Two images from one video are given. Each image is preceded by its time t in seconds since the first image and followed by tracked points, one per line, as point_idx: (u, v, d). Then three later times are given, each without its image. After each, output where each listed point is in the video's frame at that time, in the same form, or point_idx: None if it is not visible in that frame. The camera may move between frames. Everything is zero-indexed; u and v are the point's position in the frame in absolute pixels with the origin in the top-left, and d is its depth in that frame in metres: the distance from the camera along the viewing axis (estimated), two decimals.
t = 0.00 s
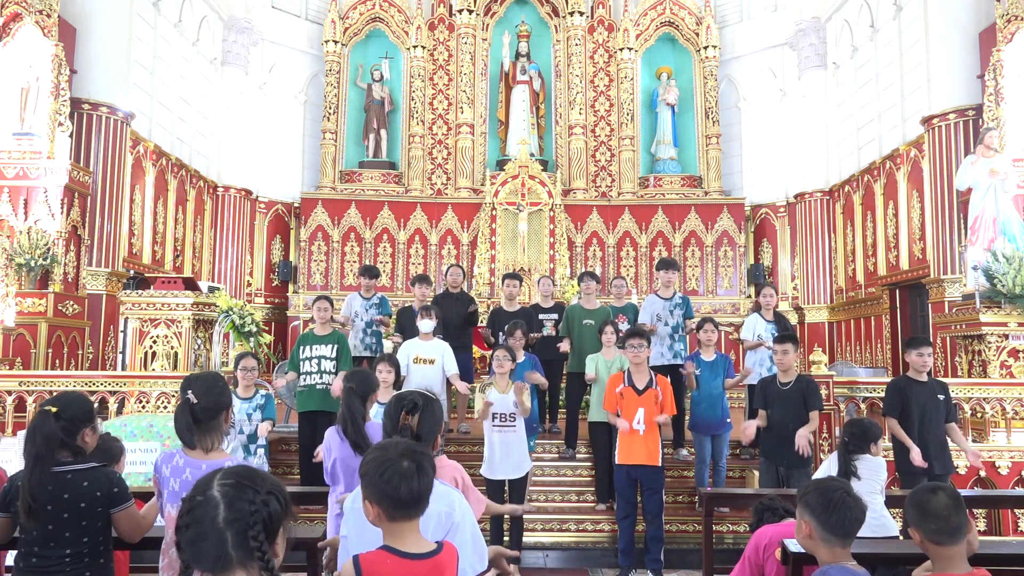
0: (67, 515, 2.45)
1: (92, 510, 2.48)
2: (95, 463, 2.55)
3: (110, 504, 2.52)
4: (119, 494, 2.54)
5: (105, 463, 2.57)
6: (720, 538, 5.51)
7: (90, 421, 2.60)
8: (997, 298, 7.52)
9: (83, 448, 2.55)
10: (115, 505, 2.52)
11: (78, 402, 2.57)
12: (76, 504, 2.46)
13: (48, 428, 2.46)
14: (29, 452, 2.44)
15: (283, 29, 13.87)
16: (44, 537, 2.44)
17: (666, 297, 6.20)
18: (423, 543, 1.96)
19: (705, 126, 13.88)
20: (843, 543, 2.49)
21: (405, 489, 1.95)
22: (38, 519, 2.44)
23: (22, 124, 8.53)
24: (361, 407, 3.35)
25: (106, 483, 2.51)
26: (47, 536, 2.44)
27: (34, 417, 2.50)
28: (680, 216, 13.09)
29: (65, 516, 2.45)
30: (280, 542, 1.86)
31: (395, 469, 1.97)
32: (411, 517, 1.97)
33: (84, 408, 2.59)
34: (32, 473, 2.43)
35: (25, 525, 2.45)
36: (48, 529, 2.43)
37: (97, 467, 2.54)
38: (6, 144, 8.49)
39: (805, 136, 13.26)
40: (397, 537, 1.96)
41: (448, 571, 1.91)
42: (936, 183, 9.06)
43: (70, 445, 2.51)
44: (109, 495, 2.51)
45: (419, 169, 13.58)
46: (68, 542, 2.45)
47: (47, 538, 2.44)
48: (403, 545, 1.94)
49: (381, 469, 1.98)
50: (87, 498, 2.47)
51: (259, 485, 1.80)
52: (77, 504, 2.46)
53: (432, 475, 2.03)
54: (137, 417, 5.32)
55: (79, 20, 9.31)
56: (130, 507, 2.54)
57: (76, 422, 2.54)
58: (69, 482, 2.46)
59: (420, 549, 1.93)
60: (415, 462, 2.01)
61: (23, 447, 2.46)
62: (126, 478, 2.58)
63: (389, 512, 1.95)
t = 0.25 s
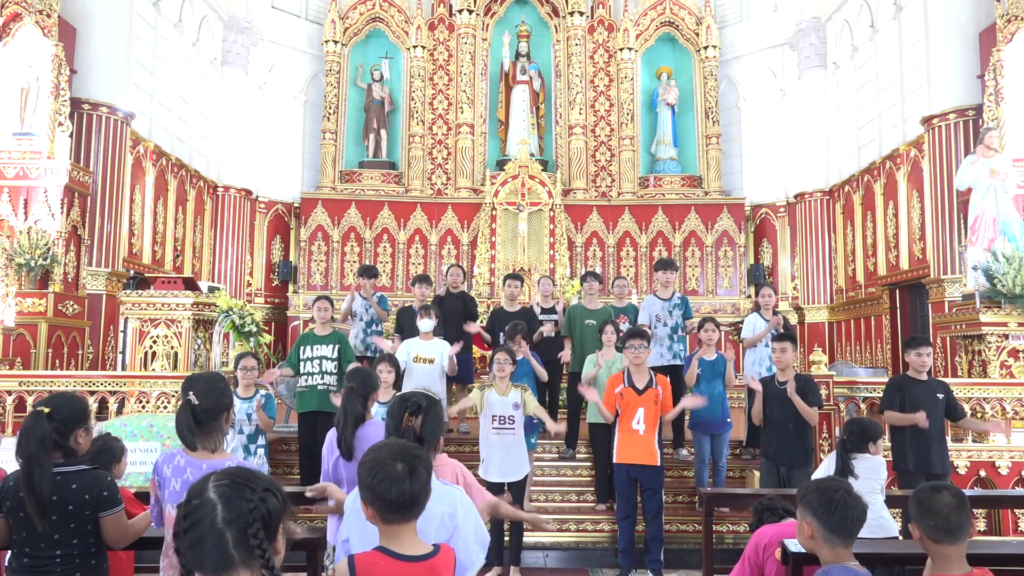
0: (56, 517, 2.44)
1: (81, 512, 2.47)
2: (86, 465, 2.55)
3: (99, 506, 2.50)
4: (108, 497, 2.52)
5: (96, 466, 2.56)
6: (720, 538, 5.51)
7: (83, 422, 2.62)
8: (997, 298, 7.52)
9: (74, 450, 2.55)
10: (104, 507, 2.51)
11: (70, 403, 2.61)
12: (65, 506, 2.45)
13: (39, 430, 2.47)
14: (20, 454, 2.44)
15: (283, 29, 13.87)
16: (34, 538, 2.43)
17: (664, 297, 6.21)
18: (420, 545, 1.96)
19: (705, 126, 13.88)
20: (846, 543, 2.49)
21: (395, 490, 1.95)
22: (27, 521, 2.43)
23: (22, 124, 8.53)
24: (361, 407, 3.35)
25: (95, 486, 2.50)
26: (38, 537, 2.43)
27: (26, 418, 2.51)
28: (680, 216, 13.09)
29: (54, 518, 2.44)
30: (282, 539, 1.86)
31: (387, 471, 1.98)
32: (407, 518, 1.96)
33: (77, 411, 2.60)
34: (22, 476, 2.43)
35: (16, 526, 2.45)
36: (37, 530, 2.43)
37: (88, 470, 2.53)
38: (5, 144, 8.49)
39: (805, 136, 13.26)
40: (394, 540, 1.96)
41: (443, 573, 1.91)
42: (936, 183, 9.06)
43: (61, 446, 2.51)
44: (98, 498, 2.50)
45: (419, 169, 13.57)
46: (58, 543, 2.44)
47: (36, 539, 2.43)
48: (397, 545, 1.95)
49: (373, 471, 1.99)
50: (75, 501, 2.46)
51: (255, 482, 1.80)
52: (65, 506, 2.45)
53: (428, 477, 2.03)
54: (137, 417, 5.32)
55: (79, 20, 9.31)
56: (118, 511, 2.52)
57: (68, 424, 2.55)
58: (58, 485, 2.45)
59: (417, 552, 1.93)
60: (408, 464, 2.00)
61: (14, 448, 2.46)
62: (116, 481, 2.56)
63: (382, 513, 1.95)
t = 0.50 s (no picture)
0: (49, 518, 2.44)
1: (74, 513, 2.47)
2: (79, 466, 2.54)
3: (92, 507, 2.50)
4: (102, 498, 2.52)
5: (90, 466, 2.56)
6: (719, 538, 5.51)
7: (78, 422, 2.61)
8: (997, 298, 7.52)
9: (67, 450, 2.54)
10: (96, 508, 2.50)
11: (64, 404, 2.59)
12: (57, 506, 2.45)
13: (32, 430, 2.47)
14: (14, 454, 2.44)
15: (283, 29, 13.87)
16: (28, 538, 2.44)
17: (664, 298, 6.22)
18: (416, 546, 1.96)
19: (705, 127, 13.88)
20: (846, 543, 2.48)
21: (389, 491, 1.94)
22: (21, 520, 2.43)
23: (22, 124, 8.53)
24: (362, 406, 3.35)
25: (87, 486, 2.50)
26: (31, 537, 2.44)
27: (20, 418, 2.51)
28: (680, 216, 13.09)
29: (46, 518, 2.44)
30: (280, 543, 1.86)
31: (381, 473, 1.97)
32: (403, 520, 1.96)
33: (72, 411, 2.60)
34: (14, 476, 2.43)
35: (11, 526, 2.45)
36: (31, 531, 2.43)
37: (81, 470, 2.53)
38: (6, 144, 8.49)
39: (805, 136, 13.26)
40: (389, 541, 1.96)
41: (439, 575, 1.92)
42: (936, 183, 9.06)
43: (55, 447, 2.51)
44: (91, 499, 2.50)
45: (419, 169, 13.58)
46: (51, 544, 2.44)
47: (30, 540, 2.44)
48: (392, 545, 1.95)
49: (368, 473, 1.98)
50: (68, 502, 2.46)
51: (256, 486, 1.79)
52: (57, 507, 2.45)
53: (424, 480, 2.02)
54: (137, 417, 5.32)
55: (79, 21, 9.31)
56: (112, 511, 2.52)
57: (62, 425, 2.55)
58: (50, 485, 2.45)
59: (413, 554, 1.94)
60: (402, 467, 1.98)
61: (8, 448, 2.46)
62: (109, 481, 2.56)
63: (376, 514, 1.95)
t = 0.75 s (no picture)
0: (45, 518, 2.44)
1: (70, 514, 2.47)
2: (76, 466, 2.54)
3: (89, 507, 2.49)
4: (101, 498, 2.52)
5: (86, 467, 2.56)
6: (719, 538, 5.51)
7: (73, 422, 2.61)
8: (997, 298, 7.52)
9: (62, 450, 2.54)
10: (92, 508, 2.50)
11: (59, 404, 2.59)
12: (52, 507, 2.45)
13: (26, 431, 2.47)
14: (9, 454, 2.45)
15: (283, 29, 13.87)
16: (24, 539, 2.44)
17: (665, 298, 6.22)
18: (414, 546, 1.96)
19: (705, 127, 13.88)
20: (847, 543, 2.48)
21: (386, 492, 1.94)
22: (17, 521, 2.44)
23: (22, 124, 8.53)
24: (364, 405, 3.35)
25: (83, 487, 2.49)
26: (28, 538, 2.44)
27: (15, 418, 2.52)
28: (680, 216, 13.09)
29: (42, 519, 2.44)
30: (276, 543, 1.86)
31: (378, 475, 1.97)
32: (401, 521, 1.95)
33: (67, 412, 2.60)
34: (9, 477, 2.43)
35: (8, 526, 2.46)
36: (28, 531, 2.44)
37: (77, 471, 2.53)
38: (6, 144, 8.49)
39: (805, 136, 13.26)
40: (387, 540, 1.95)
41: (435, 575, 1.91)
42: (936, 183, 9.06)
43: (49, 448, 2.51)
44: (87, 499, 2.49)
45: (419, 169, 13.58)
46: (47, 544, 2.45)
47: (27, 541, 2.44)
48: (392, 544, 1.95)
49: (365, 475, 1.99)
50: (63, 503, 2.46)
51: (252, 486, 1.79)
52: (53, 508, 2.45)
53: (422, 483, 2.01)
54: (137, 417, 5.32)
55: (79, 21, 9.31)
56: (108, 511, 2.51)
57: (56, 425, 2.54)
58: (45, 486, 2.45)
59: (411, 554, 1.93)
60: (400, 469, 1.98)
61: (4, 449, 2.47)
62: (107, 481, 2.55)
63: (374, 515, 1.95)
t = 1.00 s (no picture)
0: (42, 519, 2.44)
1: (68, 515, 2.46)
2: (74, 467, 2.54)
3: (87, 508, 2.49)
4: (100, 499, 2.52)
5: (84, 468, 2.56)
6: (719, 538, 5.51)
7: (71, 423, 2.60)
8: (997, 298, 7.52)
9: (60, 452, 2.53)
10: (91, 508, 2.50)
11: (58, 404, 2.59)
12: (50, 508, 2.44)
13: (24, 432, 2.47)
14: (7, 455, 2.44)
15: (283, 29, 13.87)
16: (24, 541, 2.44)
17: (668, 298, 6.22)
18: (423, 544, 1.96)
19: (705, 126, 13.87)
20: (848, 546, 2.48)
21: (406, 492, 1.93)
22: (15, 523, 2.44)
23: (22, 124, 8.53)
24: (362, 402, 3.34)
25: (81, 489, 2.49)
26: (27, 539, 2.44)
27: (13, 419, 2.51)
28: (680, 216, 13.09)
29: (40, 520, 2.44)
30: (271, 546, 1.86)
31: (401, 475, 1.96)
32: (414, 520, 1.95)
33: (65, 413, 2.59)
34: (7, 478, 2.43)
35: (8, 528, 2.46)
36: (26, 532, 2.43)
37: (75, 472, 2.53)
38: (6, 144, 8.50)
39: (805, 136, 13.26)
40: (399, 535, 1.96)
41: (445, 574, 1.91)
42: (936, 182, 9.06)
43: (48, 449, 2.50)
44: (85, 500, 2.49)
45: (419, 169, 13.58)
46: (45, 545, 2.44)
47: (26, 542, 2.44)
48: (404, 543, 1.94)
49: (389, 472, 1.97)
50: (61, 504, 2.45)
51: (252, 485, 1.80)
52: (52, 509, 2.44)
53: (441, 485, 2.00)
54: (137, 417, 5.31)
55: (79, 21, 9.31)
56: (107, 512, 2.52)
57: (55, 426, 2.54)
58: (43, 487, 2.45)
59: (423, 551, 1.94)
60: (422, 470, 1.97)
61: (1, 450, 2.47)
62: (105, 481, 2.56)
63: (390, 513, 1.95)
